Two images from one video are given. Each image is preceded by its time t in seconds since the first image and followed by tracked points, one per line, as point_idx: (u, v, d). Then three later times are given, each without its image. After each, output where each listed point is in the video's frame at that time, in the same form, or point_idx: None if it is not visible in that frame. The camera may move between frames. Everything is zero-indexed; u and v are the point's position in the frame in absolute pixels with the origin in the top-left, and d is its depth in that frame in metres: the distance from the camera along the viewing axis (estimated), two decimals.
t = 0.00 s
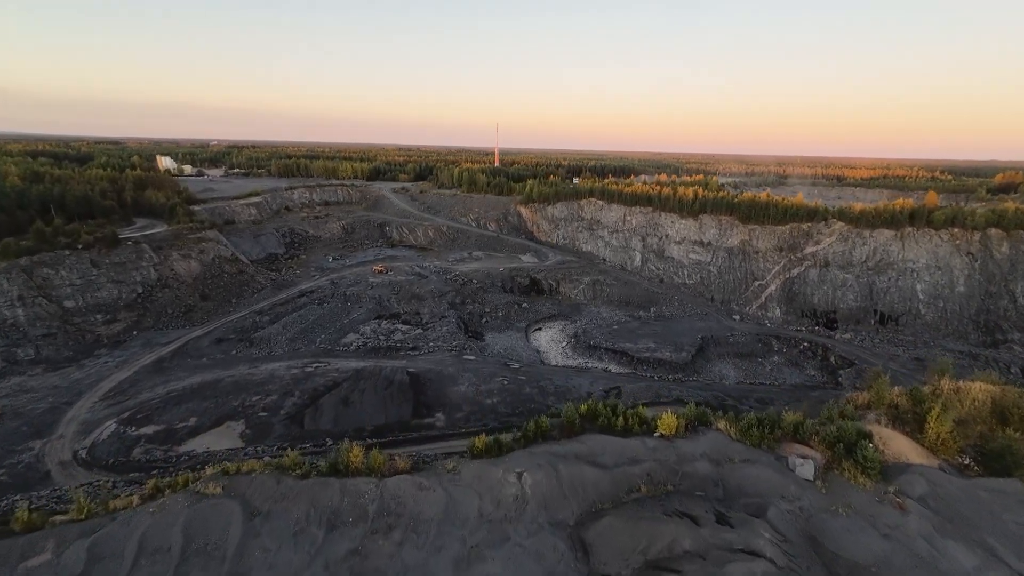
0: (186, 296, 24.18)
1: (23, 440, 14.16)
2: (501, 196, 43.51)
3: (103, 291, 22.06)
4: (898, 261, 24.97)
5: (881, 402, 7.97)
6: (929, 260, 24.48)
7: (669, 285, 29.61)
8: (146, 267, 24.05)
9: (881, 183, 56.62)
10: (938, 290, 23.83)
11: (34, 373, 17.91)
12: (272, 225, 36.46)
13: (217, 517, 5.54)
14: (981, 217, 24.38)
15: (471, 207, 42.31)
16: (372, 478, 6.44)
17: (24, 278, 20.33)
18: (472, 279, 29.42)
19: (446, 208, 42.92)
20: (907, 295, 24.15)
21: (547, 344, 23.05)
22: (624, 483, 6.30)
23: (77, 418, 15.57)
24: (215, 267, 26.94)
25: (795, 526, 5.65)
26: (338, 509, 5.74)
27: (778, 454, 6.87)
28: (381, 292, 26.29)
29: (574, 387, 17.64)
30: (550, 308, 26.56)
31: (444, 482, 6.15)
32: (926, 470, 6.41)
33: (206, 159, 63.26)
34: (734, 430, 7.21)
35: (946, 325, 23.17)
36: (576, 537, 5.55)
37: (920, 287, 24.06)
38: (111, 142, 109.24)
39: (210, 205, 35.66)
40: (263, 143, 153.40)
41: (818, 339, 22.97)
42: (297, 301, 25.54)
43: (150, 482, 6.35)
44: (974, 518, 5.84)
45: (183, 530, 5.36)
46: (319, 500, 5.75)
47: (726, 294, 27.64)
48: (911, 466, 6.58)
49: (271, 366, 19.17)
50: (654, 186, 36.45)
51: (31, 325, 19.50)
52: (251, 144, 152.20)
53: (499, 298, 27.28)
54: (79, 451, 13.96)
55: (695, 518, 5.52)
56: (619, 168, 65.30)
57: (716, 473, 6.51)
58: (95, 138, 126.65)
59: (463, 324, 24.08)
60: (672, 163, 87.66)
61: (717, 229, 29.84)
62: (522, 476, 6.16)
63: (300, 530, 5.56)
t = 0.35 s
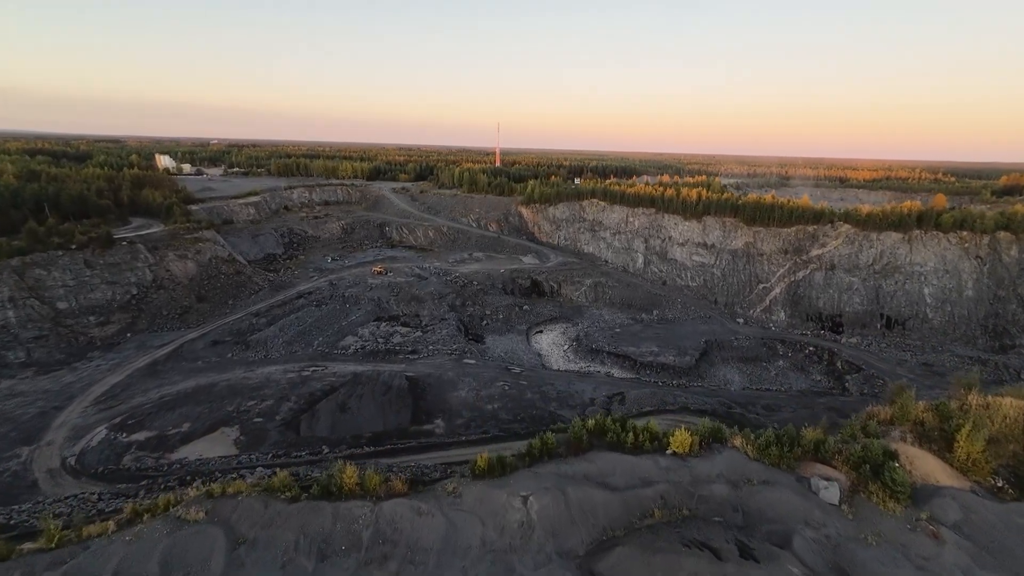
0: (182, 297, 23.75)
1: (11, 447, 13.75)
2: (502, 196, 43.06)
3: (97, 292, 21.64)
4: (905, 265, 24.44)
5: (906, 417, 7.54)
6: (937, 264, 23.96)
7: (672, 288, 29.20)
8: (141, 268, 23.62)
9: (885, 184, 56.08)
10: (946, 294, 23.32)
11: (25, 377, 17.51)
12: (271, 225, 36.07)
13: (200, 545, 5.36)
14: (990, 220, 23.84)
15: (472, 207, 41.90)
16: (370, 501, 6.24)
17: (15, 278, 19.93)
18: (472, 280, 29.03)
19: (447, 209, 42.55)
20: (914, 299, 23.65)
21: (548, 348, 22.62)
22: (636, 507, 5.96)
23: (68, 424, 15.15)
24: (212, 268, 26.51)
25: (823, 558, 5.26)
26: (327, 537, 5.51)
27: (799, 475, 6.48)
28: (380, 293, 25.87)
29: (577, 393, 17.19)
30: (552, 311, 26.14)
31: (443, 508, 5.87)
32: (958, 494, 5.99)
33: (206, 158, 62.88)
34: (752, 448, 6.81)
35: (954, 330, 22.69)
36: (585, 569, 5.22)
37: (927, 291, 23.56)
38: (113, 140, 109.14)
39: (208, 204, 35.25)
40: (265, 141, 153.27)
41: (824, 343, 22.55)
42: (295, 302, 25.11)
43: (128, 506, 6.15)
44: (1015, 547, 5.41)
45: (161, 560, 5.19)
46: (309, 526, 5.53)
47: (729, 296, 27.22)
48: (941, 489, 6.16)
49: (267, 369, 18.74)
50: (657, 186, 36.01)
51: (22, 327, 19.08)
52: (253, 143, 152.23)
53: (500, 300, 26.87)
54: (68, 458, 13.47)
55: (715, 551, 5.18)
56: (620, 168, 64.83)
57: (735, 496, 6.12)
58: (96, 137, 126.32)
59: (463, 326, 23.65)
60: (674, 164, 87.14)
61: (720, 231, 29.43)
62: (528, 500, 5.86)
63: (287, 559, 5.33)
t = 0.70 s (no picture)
0: (177, 299, 23.29)
1: None
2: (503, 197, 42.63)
3: (90, 294, 21.18)
4: (912, 268, 23.85)
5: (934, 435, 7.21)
6: (945, 267, 23.36)
7: (675, 290, 28.80)
8: (135, 269, 23.16)
9: (889, 185, 55.54)
10: (953, 299, 22.75)
11: (14, 381, 17.05)
12: (270, 225, 35.66)
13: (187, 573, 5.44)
14: (999, 223, 23.24)
15: (472, 208, 41.48)
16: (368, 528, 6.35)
17: (5, 280, 19.48)
18: (473, 282, 28.63)
19: (447, 209, 42.19)
20: (920, 303, 23.14)
21: (550, 351, 22.20)
22: (650, 534, 5.89)
23: (57, 430, 14.69)
24: (208, 269, 26.05)
25: None
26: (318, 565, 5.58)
27: (825, 499, 6.20)
28: (379, 295, 25.44)
29: (579, 399, 16.73)
30: (553, 313, 25.71)
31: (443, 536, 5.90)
32: (996, 519, 5.65)
33: (205, 157, 62.39)
34: (771, 468, 6.56)
35: (962, 334, 22.18)
36: None
37: (934, 295, 23.00)
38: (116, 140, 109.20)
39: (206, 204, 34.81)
40: (267, 141, 153.38)
41: (830, 347, 22.14)
42: (292, 304, 24.68)
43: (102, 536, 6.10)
44: None
45: None
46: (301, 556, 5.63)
47: (733, 299, 26.81)
48: (978, 514, 5.82)
49: (263, 373, 18.29)
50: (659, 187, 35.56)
51: (12, 329, 18.61)
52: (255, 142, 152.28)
53: (500, 302, 26.47)
54: (56, 467, 13.01)
55: None
56: (621, 168, 64.24)
57: (757, 523, 5.96)
58: (98, 137, 125.82)
59: (463, 329, 23.20)
60: (675, 164, 86.65)
61: (724, 233, 29.01)
62: (538, 529, 5.84)
63: None
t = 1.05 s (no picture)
0: (173, 301, 22.87)
1: None
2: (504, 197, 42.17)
3: (83, 296, 20.73)
4: (919, 270, 23.32)
5: (966, 454, 7.29)
6: (953, 270, 22.81)
7: (678, 292, 28.39)
8: (130, 270, 22.71)
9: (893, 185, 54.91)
10: (960, 302, 22.24)
11: (4, 385, 16.63)
12: (268, 226, 35.23)
13: None
14: (1008, 225, 22.50)
15: (473, 208, 41.04)
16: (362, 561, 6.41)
17: None
18: (473, 284, 28.21)
19: (447, 209, 41.77)
20: (928, 306, 22.65)
21: (551, 355, 21.77)
22: (667, 564, 5.73)
23: (46, 438, 14.26)
24: (204, 271, 25.59)
25: None
26: None
27: (857, 523, 6.23)
28: (379, 297, 25.01)
29: (582, 405, 16.28)
30: (555, 315, 25.28)
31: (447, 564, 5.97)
32: None
33: (204, 156, 61.91)
34: (796, 491, 6.63)
35: (970, 338, 21.67)
36: None
37: (942, 298, 22.50)
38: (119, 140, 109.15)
39: (203, 204, 34.37)
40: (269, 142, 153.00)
41: (836, 351, 21.73)
42: (290, 307, 24.25)
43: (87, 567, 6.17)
44: None
45: None
46: None
47: (737, 302, 26.40)
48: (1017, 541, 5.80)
49: (259, 378, 17.86)
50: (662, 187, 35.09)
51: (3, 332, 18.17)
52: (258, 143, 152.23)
53: (501, 304, 26.03)
54: (44, 477, 12.59)
55: None
56: (622, 168, 63.57)
57: (784, 553, 5.77)
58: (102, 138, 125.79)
59: (463, 332, 22.78)
60: (676, 165, 86.00)
61: (728, 235, 28.53)
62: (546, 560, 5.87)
63: None
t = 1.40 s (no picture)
0: (169, 304, 22.44)
1: None
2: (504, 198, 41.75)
3: (77, 299, 20.32)
4: (928, 273, 22.87)
5: (1005, 476, 7.36)
6: (962, 272, 22.38)
7: (682, 294, 27.97)
8: (125, 272, 22.29)
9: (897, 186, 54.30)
10: (970, 304, 21.83)
11: None
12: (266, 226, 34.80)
13: None
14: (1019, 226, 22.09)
15: (473, 209, 40.62)
16: None
17: None
18: (474, 286, 27.82)
19: (447, 210, 41.34)
20: (937, 309, 22.20)
21: (553, 359, 21.35)
22: None
23: (35, 446, 13.84)
24: (201, 272, 25.15)
25: None
26: None
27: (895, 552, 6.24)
28: (378, 300, 24.58)
29: (586, 411, 15.86)
30: (557, 318, 24.86)
31: None
32: None
33: (203, 156, 61.48)
34: (824, 517, 6.71)
35: (980, 342, 21.24)
36: None
37: (951, 300, 22.08)
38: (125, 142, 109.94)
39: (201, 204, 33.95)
40: (273, 143, 153.70)
41: (844, 355, 21.33)
42: (287, 309, 23.81)
43: None
44: None
45: None
46: None
47: (742, 304, 25.95)
48: None
49: (255, 383, 17.43)
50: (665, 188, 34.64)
51: None
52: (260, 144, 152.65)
53: (502, 306, 25.61)
54: (32, 488, 12.17)
55: None
56: (623, 168, 62.98)
57: None
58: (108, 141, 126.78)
59: (464, 335, 22.37)
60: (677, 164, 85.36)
61: (732, 236, 28.08)
62: None
63: None
